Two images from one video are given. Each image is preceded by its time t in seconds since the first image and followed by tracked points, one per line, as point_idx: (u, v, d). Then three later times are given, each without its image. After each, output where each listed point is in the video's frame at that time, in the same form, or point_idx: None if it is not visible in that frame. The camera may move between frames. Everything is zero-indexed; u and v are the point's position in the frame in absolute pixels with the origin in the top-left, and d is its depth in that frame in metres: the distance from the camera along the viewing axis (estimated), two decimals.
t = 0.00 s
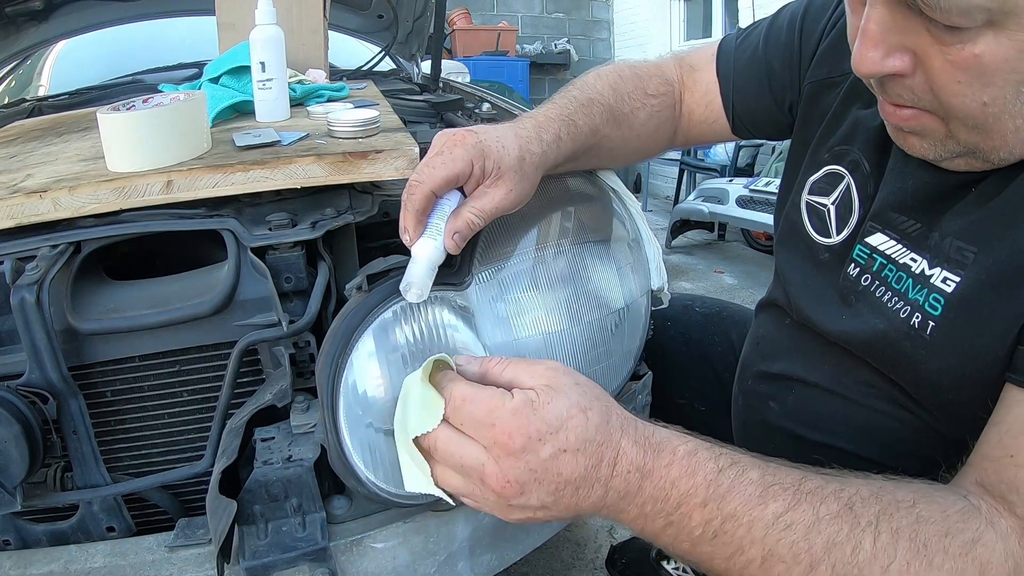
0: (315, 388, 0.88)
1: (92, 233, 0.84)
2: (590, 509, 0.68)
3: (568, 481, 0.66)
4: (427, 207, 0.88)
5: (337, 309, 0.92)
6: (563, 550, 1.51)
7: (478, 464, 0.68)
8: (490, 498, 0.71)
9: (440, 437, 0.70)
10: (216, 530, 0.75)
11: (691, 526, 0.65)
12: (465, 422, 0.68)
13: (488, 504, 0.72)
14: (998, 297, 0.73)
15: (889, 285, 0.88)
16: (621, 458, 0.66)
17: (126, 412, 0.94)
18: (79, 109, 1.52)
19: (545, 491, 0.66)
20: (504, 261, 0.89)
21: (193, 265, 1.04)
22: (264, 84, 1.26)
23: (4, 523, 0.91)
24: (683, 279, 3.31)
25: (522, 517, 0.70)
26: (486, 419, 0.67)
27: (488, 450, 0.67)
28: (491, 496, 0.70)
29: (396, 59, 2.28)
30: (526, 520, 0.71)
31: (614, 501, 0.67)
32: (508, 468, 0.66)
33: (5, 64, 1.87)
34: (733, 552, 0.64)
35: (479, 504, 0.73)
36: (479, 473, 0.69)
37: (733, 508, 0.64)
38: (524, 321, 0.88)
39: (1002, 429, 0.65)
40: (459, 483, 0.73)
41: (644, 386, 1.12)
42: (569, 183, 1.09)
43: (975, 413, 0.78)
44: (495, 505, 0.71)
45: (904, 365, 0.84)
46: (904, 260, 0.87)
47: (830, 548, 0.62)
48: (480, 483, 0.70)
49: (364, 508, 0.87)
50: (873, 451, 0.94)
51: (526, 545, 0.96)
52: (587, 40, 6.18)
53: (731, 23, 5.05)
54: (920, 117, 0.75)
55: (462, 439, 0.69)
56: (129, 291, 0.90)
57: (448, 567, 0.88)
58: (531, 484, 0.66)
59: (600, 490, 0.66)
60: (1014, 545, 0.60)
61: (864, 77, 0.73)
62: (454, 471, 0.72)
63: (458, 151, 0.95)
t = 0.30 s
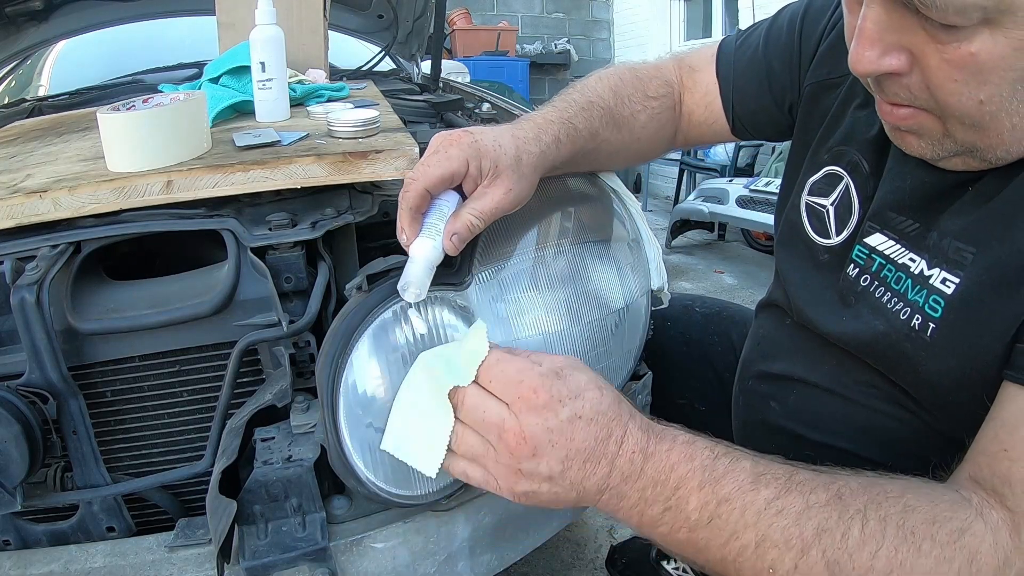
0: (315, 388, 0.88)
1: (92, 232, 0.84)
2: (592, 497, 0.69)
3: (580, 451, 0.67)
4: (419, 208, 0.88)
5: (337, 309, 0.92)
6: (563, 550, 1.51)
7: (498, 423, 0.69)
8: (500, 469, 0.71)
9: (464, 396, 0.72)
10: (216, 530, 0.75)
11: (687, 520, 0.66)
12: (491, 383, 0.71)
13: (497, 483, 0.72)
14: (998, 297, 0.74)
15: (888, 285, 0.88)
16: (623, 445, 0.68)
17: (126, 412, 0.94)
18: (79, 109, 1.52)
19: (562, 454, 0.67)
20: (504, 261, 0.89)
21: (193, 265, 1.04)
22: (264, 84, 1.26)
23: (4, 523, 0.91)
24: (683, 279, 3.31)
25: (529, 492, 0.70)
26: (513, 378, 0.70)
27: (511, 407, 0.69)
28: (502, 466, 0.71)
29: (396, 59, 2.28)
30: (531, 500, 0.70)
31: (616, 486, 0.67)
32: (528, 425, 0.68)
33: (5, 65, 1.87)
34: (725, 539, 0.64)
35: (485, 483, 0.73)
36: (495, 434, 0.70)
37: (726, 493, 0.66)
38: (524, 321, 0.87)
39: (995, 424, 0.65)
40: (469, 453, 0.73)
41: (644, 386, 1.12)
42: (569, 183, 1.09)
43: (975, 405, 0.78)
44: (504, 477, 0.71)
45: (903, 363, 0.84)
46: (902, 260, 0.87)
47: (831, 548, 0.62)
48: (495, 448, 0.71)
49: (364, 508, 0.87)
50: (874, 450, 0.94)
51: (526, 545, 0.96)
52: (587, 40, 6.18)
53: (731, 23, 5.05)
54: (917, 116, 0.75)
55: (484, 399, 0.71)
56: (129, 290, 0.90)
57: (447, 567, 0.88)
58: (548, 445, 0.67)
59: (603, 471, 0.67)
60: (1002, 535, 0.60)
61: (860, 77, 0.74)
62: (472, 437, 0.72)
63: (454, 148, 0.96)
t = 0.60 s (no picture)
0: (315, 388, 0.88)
1: (92, 233, 0.84)
2: (555, 479, 0.69)
3: (549, 431, 0.68)
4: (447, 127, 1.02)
5: (337, 309, 0.92)
6: (563, 550, 1.51)
7: (478, 395, 0.69)
8: (472, 442, 0.70)
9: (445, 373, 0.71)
10: (216, 530, 0.75)
11: (665, 509, 0.66)
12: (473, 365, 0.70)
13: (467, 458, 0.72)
14: (983, 287, 0.75)
15: (879, 276, 0.89)
16: (589, 430, 0.69)
17: (126, 412, 0.94)
18: (79, 109, 1.52)
19: (536, 430, 0.67)
20: (505, 261, 0.89)
21: (193, 265, 1.04)
22: (264, 84, 1.26)
23: (4, 523, 0.91)
24: (683, 279, 3.31)
25: (498, 467, 0.69)
26: (498, 357, 0.70)
27: (493, 382, 0.69)
28: (475, 440, 0.70)
29: (396, 59, 2.25)
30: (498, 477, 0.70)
31: (581, 468, 0.68)
32: (506, 400, 0.68)
33: (5, 65, 1.87)
34: (682, 524, 0.65)
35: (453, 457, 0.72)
36: (472, 406, 0.69)
37: (680, 477, 0.67)
38: (525, 321, 0.88)
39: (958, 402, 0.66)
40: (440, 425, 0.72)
41: (644, 386, 1.12)
42: (570, 182, 0.99)
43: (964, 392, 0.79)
44: (475, 451, 0.70)
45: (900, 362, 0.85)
46: (891, 251, 0.88)
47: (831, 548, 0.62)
48: (470, 420, 0.70)
49: (364, 508, 0.87)
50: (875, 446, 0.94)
51: (526, 545, 0.96)
52: (587, 40, 6.18)
53: (731, 23, 5.05)
54: (899, 86, 0.77)
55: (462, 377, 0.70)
56: (129, 291, 0.90)
57: (447, 566, 0.88)
58: (523, 419, 0.68)
59: (570, 451, 0.68)
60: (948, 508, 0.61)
61: (841, 42, 0.77)
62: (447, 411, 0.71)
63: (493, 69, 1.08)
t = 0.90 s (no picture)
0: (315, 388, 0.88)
1: (92, 232, 0.84)
2: (562, 510, 0.67)
3: (564, 454, 0.66)
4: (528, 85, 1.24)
5: (337, 309, 0.92)
6: (563, 550, 1.51)
7: (499, 410, 0.67)
8: (485, 458, 0.67)
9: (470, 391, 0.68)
10: (216, 530, 0.75)
11: (671, 530, 0.65)
12: (495, 384, 0.67)
13: (477, 475, 0.69)
14: (955, 268, 0.75)
15: (863, 267, 0.90)
16: (600, 461, 0.68)
17: (126, 412, 0.94)
18: (79, 109, 1.52)
19: (553, 450, 0.66)
20: (505, 261, 0.89)
21: (193, 266, 1.04)
22: (264, 84, 1.26)
23: (4, 523, 0.91)
24: (683, 279, 3.32)
25: (509, 485, 0.66)
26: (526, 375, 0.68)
27: (517, 400, 0.67)
28: (489, 458, 0.67)
29: (396, 59, 2.27)
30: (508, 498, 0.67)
31: (591, 499, 0.67)
32: (530, 416, 0.66)
33: (5, 64, 1.87)
34: (686, 543, 0.64)
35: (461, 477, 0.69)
36: (492, 422, 0.67)
37: (685, 499, 0.67)
38: (525, 321, 0.88)
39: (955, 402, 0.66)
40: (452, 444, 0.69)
41: (644, 386, 1.12)
42: (570, 180, 1.00)
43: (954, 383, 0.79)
44: (488, 469, 0.68)
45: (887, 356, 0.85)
46: (872, 241, 0.88)
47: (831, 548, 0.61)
48: (489, 440, 0.67)
49: (364, 508, 0.87)
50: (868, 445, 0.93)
51: (526, 545, 0.96)
52: (587, 40, 6.18)
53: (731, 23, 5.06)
54: (862, 64, 0.80)
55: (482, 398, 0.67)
56: (129, 291, 0.90)
57: (448, 566, 0.88)
58: (544, 436, 0.66)
59: (582, 476, 0.67)
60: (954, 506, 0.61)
61: (808, 19, 0.81)
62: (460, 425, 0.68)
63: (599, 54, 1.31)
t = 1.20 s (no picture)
0: (315, 388, 0.88)
1: (92, 232, 0.84)
2: (598, 511, 0.65)
3: (601, 456, 0.65)
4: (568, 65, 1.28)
5: (337, 309, 0.92)
6: (562, 550, 1.51)
7: (539, 410, 0.66)
8: (524, 459, 0.66)
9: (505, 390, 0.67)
10: (216, 530, 0.75)
11: (703, 521, 0.63)
12: (534, 387, 0.66)
13: (515, 475, 0.67)
14: (929, 250, 0.78)
15: (840, 258, 0.92)
16: (634, 461, 0.66)
17: (126, 412, 0.94)
18: (79, 109, 1.52)
19: (591, 452, 0.64)
20: (505, 261, 0.89)
21: (193, 266, 1.04)
22: (264, 84, 1.26)
23: (4, 523, 0.91)
24: (683, 279, 3.32)
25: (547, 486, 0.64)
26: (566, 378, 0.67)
27: (556, 401, 0.66)
28: (529, 457, 0.66)
29: (396, 59, 2.27)
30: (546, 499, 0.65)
31: (625, 502, 0.65)
32: (568, 416, 0.65)
33: (5, 65, 1.88)
34: (716, 535, 0.63)
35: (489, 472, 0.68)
36: (531, 421, 0.66)
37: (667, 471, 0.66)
38: (525, 321, 0.88)
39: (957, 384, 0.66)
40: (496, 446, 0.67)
41: (644, 386, 1.12)
42: (570, 181, 1.00)
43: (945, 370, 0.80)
44: (528, 470, 0.66)
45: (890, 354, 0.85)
46: (849, 233, 0.91)
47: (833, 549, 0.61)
48: (528, 442, 0.66)
49: (364, 508, 0.87)
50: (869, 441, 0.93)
51: (525, 545, 0.96)
52: (587, 40, 6.19)
53: (731, 23, 5.06)
54: (823, 55, 0.81)
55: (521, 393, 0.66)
56: (130, 291, 0.90)
57: (447, 566, 0.88)
58: (583, 438, 0.65)
59: (615, 484, 0.65)
60: (969, 479, 0.60)
61: (767, 14, 0.82)
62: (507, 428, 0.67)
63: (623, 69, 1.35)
